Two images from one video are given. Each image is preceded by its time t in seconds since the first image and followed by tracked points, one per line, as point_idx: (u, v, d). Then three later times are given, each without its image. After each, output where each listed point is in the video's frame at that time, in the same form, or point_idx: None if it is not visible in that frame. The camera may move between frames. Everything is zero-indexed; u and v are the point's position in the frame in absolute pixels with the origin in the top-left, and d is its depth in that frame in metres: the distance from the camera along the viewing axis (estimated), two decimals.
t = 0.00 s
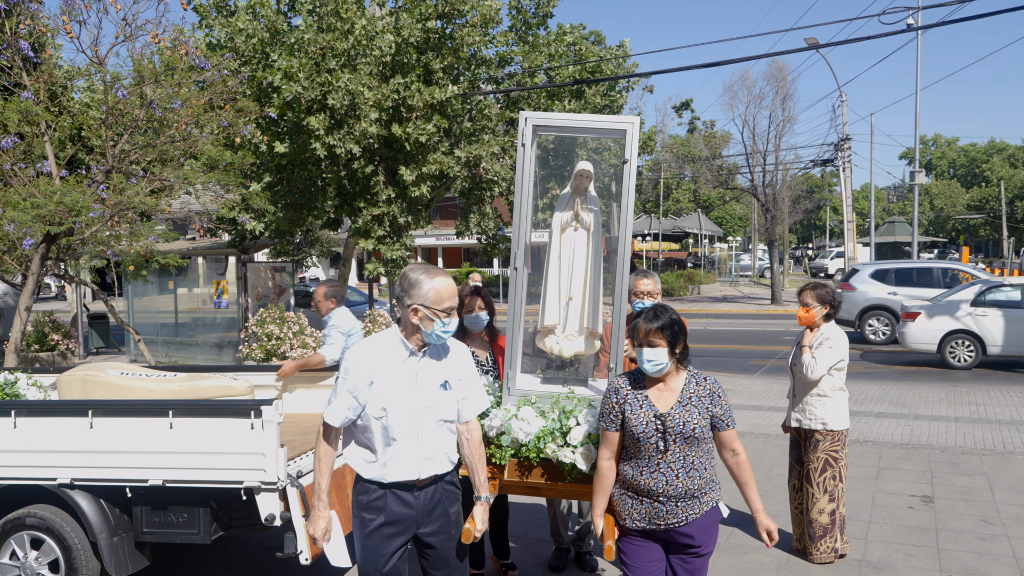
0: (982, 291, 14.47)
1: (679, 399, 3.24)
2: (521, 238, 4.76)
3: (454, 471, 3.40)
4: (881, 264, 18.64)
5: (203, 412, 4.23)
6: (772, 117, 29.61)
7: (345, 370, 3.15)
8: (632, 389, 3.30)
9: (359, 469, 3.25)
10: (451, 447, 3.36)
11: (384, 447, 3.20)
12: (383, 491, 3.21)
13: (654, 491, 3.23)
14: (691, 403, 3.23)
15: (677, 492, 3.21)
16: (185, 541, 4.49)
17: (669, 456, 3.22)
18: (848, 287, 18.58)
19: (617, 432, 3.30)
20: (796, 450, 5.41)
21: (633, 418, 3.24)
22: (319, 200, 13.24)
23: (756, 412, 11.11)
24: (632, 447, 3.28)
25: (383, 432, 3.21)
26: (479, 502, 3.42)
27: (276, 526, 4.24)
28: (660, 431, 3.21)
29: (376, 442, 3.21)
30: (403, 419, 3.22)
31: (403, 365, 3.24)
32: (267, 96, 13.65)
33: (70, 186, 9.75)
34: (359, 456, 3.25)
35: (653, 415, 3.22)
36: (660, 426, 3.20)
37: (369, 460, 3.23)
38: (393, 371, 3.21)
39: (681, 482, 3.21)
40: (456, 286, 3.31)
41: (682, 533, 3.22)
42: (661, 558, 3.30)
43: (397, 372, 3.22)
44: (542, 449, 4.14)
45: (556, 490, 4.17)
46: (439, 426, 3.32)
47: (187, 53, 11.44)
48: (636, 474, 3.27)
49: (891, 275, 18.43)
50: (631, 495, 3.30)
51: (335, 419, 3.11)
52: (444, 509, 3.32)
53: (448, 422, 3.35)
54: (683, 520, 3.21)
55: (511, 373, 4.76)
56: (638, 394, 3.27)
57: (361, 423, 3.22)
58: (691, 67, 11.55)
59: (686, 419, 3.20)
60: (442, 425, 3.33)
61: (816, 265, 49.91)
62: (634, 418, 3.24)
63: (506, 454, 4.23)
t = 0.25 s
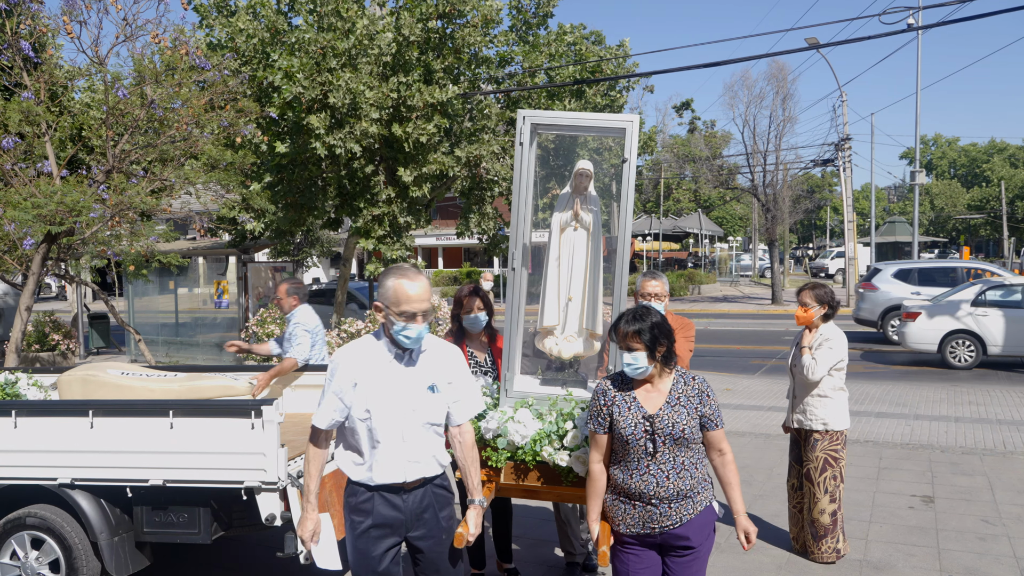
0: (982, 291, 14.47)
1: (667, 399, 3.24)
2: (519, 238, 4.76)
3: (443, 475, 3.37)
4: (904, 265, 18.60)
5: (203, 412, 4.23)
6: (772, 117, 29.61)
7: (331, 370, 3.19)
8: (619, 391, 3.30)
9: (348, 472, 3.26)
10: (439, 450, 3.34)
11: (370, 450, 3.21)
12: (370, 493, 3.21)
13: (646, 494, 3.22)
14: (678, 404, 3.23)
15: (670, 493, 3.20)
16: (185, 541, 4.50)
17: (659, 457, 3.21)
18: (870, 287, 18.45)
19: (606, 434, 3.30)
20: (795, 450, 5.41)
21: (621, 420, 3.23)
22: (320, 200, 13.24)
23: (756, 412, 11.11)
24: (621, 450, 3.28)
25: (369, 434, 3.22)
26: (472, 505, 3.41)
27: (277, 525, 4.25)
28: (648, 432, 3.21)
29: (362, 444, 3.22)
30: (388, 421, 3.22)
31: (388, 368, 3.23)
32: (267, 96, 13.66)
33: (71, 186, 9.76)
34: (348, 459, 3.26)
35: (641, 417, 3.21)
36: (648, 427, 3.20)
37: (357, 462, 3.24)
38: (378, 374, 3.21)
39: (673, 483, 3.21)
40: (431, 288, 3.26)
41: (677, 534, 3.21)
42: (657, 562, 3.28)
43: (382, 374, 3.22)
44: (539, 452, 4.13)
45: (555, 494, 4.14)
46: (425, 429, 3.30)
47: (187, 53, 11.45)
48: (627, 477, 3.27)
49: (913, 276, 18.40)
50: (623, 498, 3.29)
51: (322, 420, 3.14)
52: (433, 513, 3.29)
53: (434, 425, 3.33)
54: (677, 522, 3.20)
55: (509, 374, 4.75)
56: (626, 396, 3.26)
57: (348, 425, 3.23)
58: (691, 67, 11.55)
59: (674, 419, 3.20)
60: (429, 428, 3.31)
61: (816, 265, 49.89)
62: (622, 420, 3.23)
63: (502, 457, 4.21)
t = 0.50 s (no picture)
0: (982, 290, 14.46)
1: (664, 402, 3.22)
2: (513, 237, 4.72)
3: (428, 478, 3.28)
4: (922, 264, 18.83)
5: (203, 412, 4.23)
6: (772, 117, 29.61)
7: (310, 371, 3.21)
8: (616, 392, 3.28)
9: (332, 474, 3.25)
10: (421, 453, 3.25)
11: (349, 451, 3.18)
12: (352, 496, 3.18)
13: (641, 497, 3.20)
14: (676, 406, 3.21)
15: (665, 497, 3.18)
16: (185, 541, 4.50)
17: (655, 460, 3.19)
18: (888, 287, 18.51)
19: (602, 435, 3.30)
20: (795, 450, 5.43)
21: (617, 421, 3.22)
22: (320, 200, 13.24)
23: (756, 412, 11.10)
24: (617, 452, 3.26)
25: (349, 435, 3.19)
26: (461, 507, 3.35)
27: (277, 524, 4.28)
28: (645, 435, 3.19)
29: (341, 446, 3.20)
30: (366, 422, 3.18)
31: (364, 370, 3.19)
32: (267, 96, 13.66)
33: (71, 186, 9.76)
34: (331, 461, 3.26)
35: (638, 419, 3.20)
36: (645, 430, 3.19)
37: (338, 465, 3.21)
38: (354, 375, 3.19)
39: (668, 486, 3.18)
40: (399, 285, 3.20)
41: (672, 538, 3.19)
42: (652, 566, 3.26)
43: (359, 375, 3.19)
44: (532, 453, 4.10)
45: (550, 495, 4.13)
46: (405, 431, 3.22)
47: (188, 53, 11.45)
48: (622, 480, 3.25)
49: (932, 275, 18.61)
50: (618, 501, 3.28)
51: (300, 422, 3.15)
52: (417, 517, 3.19)
53: (414, 426, 3.24)
54: (672, 526, 3.18)
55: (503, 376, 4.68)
56: (623, 397, 3.25)
57: (330, 427, 3.23)
58: (691, 67, 11.55)
59: (671, 422, 3.18)
60: (410, 431, 3.23)
61: (816, 264, 49.89)
62: (618, 422, 3.22)
63: (495, 458, 4.21)
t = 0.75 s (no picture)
0: (982, 291, 14.44)
1: (668, 409, 3.12)
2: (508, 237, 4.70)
3: (418, 483, 3.24)
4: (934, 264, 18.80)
5: (203, 412, 4.24)
6: (772, 117, 29.61)
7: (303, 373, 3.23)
8: (618, 398, 3.20)
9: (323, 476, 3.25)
10: (412, 457, 3.21)
11: (338, 452, 3.17)
12: (340, 498, 3.17)
13: (638, 505, 3.10)
14: (680, 414, 3.11)
15: (663, 506, 3.08)
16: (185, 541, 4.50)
17: (655, 469, 3.09)
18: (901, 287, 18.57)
19: (602, 441, 3.20)
20: (801, 451, 5.39)
21: (618, 428, 3.13)
22: (320, 201, 13.24)
23: (756, 412, 11.10)
24: (616, 459, 3.17)
25: (338, 437, 3.18)
26: (454, 513, 3.29)
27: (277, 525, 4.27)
28: (646, 443, 3.09)
29: (331, 447, 3.19)
30: (355, 424, 3.16)
31: (354, 373, 3.19)
32: (267, 96, 13.67)
33: (71, 186, 9.77)
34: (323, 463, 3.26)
35: (640, 425, 3.10)
36: (646, 437, 3.09)
37: (328, 466, 3.21)
38: (344, 378, 3.18)
39: (667, 496, 3.08)
40: (389, 289, 3.20)
41: (668, 549, 3.09)
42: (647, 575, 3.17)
43: (350, 377, 3.18)
44: (527, 456, 4.05)
45: (547, 500, 4.04)
46: (394, 434, 3.18)
47: (187, 53, 11.46)
48: (620, 488, 3.15)
49: (945, 275, 18.58)
50: (615, 509, 3.18)
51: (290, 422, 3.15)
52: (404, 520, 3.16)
53: (404, 430, 3.21)
54: (670, 537, 3.08)
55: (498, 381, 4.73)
56: (625, 403, 3.17)
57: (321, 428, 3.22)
58: (691, 67, 11.53)
59: (674, 430, 3.08)
60: (400, 434, 3.20)
61: (816, 264, 49.89)
62: (619, 428, 3.13)
63: (490, 462, 4.17)
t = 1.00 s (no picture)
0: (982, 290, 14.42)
1: (663, 413, 3.11)
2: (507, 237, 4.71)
3: (410, 487, 3.21)
4: (943, 263, 18.81)
5: (203, 412, 4.24)
6: (772, 117, 29.61)
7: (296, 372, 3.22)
8: (614, 402, 3.20)
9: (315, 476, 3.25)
10: (403, 461, 3.18)
11: (329, 454, 3.15)
12: (332, 501, 3.17)
13: (632, 509, 3.11)
14: (676, 418, 3.09)
15: (657, 512, 3.08)
16: (185, 541, 4.50)
17: (649, 474, 3.08)
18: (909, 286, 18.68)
19: (598, 445, 3.21)
20: (807, 455, 5.36)
21: (613, 431, 3.13)
22: (319, 201, 13.24)
23: (756, 412, 11.10)
24: (612, 462, 3.17)
25: (328, 438, 3.16)
26: (444, 518, 3.24)
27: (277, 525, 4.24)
28: (640, 447, 3.09)
29: (322, 448, 3.17)
30: (345, 426, 3.14)
31: (345, 374, 3.17)
32: (267, 96, 13.67)
33: (71, 186, 9.76)
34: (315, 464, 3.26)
35: (635, 429, 3.10)
36: (640, 441, 3.08)
37: (320, 468, 3.19)
38: (336, 379, 3.16)
39: (661, 502, 3.08)
40: (383, 289, 3.20)
41: (662, 555, 3.09)
42: None
43: (341, 378, 3.16)
44: (523, 460, 4.01)
45: (543, 504, 4.04)
46: (384, 436, 3.15)
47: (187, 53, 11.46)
48: (616, 491, 3.16)
49: (953, 275, 18.58)
50: (610, 512, 3.19)
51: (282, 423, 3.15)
52: (394, 527, 3.13)
53: (394, 433, 3.17)
54: (664, 543, 3.07)
55: (495, 383, 4.65)
56: (621, 407, 3.17)
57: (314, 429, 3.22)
58: (690, 66, 11.52)
59: (668, 435, 3.07)
60: (392, 437, 3.17)
61: (816, 265, 49.90)
62: (614, 432, 3.13)
63: (484, 466, 4.11)
